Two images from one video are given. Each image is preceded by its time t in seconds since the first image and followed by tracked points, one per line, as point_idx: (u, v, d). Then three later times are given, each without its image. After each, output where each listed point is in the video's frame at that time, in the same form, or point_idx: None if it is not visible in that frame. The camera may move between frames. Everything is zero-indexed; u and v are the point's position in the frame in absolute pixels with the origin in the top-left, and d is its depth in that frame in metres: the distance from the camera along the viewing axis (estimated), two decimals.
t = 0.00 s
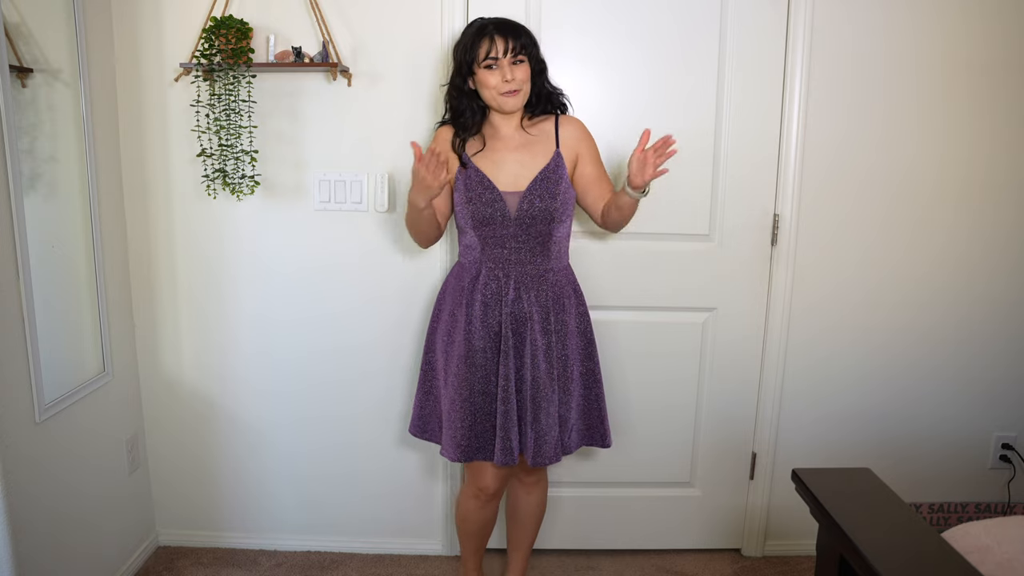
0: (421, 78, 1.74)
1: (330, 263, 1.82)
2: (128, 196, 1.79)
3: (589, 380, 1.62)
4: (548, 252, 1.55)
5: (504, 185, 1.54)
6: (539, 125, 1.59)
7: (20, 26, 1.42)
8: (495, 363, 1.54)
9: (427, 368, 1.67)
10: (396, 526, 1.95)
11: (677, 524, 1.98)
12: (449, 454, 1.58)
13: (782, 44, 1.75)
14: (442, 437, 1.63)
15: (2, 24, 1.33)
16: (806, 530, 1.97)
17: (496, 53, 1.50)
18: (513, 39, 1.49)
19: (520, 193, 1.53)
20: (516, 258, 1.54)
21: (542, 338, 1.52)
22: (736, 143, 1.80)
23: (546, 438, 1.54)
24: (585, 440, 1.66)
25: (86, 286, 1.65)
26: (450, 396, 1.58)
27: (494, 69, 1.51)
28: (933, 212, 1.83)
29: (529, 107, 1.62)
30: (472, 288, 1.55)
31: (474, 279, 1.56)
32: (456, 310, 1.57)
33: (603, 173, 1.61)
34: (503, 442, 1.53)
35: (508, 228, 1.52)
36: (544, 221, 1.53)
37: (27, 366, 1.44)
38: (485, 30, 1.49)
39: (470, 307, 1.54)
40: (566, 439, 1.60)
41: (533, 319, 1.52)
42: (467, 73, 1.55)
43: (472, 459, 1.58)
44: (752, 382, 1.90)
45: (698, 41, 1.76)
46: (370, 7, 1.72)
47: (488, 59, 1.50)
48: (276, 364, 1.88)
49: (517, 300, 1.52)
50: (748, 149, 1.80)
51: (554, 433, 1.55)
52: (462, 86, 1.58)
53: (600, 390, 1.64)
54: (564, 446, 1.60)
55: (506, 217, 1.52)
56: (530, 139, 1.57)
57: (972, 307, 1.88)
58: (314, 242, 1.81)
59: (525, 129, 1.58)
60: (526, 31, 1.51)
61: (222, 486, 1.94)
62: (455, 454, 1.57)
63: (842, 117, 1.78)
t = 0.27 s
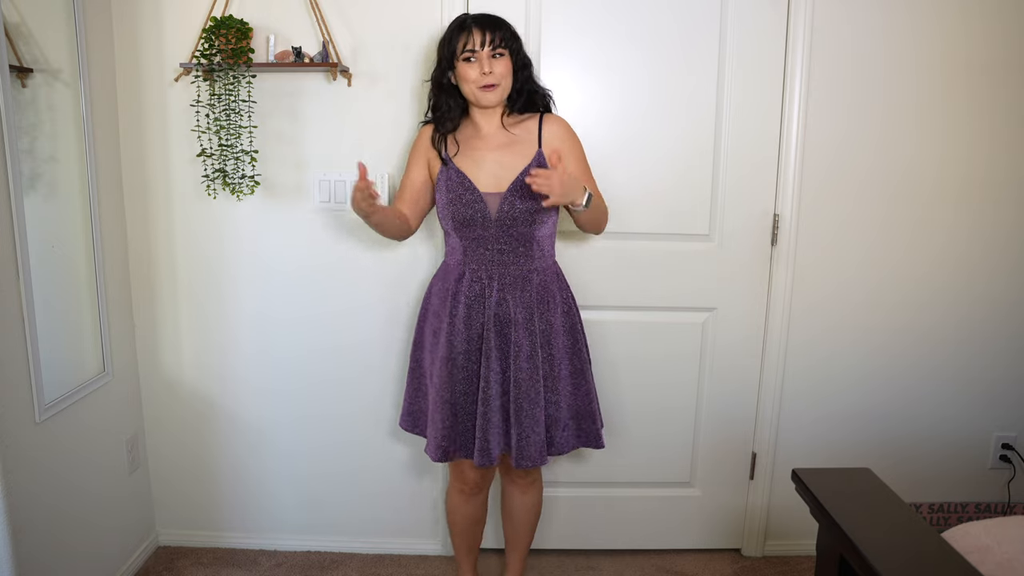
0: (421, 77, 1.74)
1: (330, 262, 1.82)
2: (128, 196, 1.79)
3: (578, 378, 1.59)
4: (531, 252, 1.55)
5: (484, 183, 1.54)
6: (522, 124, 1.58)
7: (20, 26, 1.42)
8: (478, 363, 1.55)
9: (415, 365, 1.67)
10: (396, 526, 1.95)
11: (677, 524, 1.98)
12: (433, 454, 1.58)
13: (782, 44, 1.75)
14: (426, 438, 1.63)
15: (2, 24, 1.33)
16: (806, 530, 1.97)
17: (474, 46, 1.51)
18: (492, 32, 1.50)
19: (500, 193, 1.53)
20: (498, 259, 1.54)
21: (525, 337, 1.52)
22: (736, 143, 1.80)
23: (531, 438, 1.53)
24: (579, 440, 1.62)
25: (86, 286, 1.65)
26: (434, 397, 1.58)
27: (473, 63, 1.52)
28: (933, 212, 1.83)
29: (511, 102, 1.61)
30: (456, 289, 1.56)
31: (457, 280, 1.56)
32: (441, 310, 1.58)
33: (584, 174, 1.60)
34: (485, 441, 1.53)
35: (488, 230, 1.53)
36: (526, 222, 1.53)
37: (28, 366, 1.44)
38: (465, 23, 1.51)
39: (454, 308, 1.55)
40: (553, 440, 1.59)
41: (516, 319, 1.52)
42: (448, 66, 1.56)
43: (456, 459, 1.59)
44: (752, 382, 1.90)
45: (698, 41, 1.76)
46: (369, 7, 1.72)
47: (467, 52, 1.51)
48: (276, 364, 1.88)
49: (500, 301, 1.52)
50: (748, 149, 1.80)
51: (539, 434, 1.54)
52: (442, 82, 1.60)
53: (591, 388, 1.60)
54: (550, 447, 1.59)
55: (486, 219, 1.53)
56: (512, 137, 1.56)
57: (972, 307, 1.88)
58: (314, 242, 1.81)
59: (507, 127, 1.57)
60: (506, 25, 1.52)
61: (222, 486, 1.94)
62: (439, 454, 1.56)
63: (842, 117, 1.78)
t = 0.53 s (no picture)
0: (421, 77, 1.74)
1: (331, 262, 1.82)
2: (128, 196, 1.79)
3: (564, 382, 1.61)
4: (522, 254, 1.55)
5: (474, 189, 1.55)
6: (511, 128, 1.58)
7: (20, 26, 1.42)
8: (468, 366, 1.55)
9: (398, 366, 1.67)
10: (396, 526, 1.95)
11: (677, 524, 1.98)
12: (425, 454, 1.59)
13: (782, 43, 1.75)
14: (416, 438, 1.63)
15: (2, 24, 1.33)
16: (806, 530, 1.97)
17: (459, 54, 1.50)
18: (477, 38, 1.50)
19: (490, 198, 1.54)
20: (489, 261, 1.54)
21: (516, 340, 1.52)
22: (736, 143, 1.79)
23: (523, 442, 1.53)
24: (563, 446, 1.65)
25: (86, 286, 1.65)
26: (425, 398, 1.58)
27: (458, 71, 1.51)
28: (933, 212, 1.83)
29: (499, 107, 1.62)
30: (446, 290, 1.55)
31: (448, 281, 1.56)
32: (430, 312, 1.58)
33: (573, 178, 1.61)
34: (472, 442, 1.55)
35: (480, 234, 1.54)
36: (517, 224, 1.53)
37: (28, 366, 1.44)
38: (449, 31, 1.50)
39: (445, 309, 1.54)
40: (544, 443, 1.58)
41: (507, 321, 1.52)
42: (434, 73, 1.56)
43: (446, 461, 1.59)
44: (752, 382, 1.90)
45: (698, 41, 1.76)
46: (369, 7, 1.72)
47: (452, 60, 1.51)
48: (276, 364, 1.88)
49: (491, 303, 1.52)
50: (748, 148, 1.80)
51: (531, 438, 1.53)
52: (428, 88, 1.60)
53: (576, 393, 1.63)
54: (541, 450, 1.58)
55: (477, 223, 1.53)
56: (501, 142, 1.56)
57: (972, 307, 1.88)
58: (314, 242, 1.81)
59: (495, 132, 1.58)
60: (491, 30, 1.51)
61: (222, 486, 1.94)
62: (431, 455, 1.57)
63: (842, 117, 1.78)
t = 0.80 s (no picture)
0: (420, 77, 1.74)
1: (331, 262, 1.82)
2: (128, 196, 1.79)
3: (562, 381, 1.61)
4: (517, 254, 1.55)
5: (470, 187, 1.55)
6: (509, 127, 1.58)
7: (20, 26, 1.42)
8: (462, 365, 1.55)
9: (391, 366, 1.66)
10: (396, 526, 1.95)
11: (677, 524, 1.98)
12: (420, 454, 1.59)
13: (782, 44, 1.75)
14: (411, 437, 1.63)
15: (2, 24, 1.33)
16: (806, 530, 1.97)
17: (456, 52, 1.51)
18: (474, 36, 1.50)
19: (487, 195, 1.54)
20: (484, 261, 1.54)
21: (510, 340, 1.52)
22: (736, 143, 1.80)
23: (516, 442, 1.53)
24: (558, 444, 1.64)
25: (86, 286, 1.65)
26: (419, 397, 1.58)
27: (455, 69, 1.52)
28: (934, 212, 1.83)
29: (496, 106, 1.61)
30: (441, 289, 1.55)
31: (443, 281, 1.56)
32: (425, 311, 1.58)
33: (570, 178, 1.61)
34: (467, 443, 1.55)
35: (475, 232, 1.54)
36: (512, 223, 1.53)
37: (28, 366, 1.44)
38: (447, 29, 1.51)
39: (440, 308, 1.54)
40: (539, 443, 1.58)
41: (501, 321, 1.52)
42: (432, 71, 1.57)
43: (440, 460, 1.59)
44: (752, 382, 1.90)
45: (698, 41, 1.76)
46: (369, 7, 1.72)
47: (449, 58, 1.51)
48: (276, 363, 1.88)
49: (485, 302, 1.52)
50: (748, 149, 1.80)
51: (523, 438, 1.54)
52: (426, 86, 1.61)
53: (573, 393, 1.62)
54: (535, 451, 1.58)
55: (473, 221, 1.53)
56: (498, 140, 1.57)
57: (972, 307, 1.88)
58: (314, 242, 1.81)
59: (493, 130, 1.58)
60: (488, 29, 1.51)
61: (222, 485, 1.94)
62: (425, 454, 1.57)
63: (842, 117, 1.78)
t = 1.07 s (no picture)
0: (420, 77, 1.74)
1: (331, 262, 1.82)
2: (128, 196, 1.79)
3: (560, 384, 1.61)
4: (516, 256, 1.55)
5: (469, 187, 1.54)
6: (507, 127, 1.58)
7: (20, 26, 1.42)
8: (460, 366, 1.55)
9: (393, 367, 1.66)
10: (396, 526, 1.95)
11: (677, 524, 1.98)
12: (417, 456, 1.59)
13: (782, 44, 1.75)
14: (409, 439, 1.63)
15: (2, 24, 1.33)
16: (806, 530, 1.97)
17: (455, 48, 1.51)
18: (473, 33, 1.50)
19: (486, 197, 1.53)
20: (483, 262, 1.54)
21: (509, 341, 1.52)
22: (736, 144, 1.80)
23: (514, 443, 1.53)
24: (558, 448, 1.65)
25: (86, 286, 1.65)
26: (417, 399, 1.58)
27: (454, 65, 1.52)
28: (934, 212, 1.83)
29: (494, 105, 1.60)
30: (439, 290, 1.55)
31: (441, 282, 1.56)
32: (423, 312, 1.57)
33: (569, 179, 1.61)
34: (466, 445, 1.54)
35: (474, 233, 1.53)
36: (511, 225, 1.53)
37: (27, 366, 1.44)
38: (447, 26, 1.52)
39: (438, 310, 1.54)
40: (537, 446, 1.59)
41: (500, 322, 1.52)
42: (432, 69, 1.57)
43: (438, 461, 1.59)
44: (752, 382, 1.90)
45: (698, 41, 1.76)
46: (369, 7, 1.72)
47: (448, 54, 1.51)
48: (276, 363, 1.88)
49: (484, 304, 1.52)
50: (749, 149, 1.80)
51: (520, 439, 1.54)
52: (426, 85, 1.61)
53: (571, 395, 1.63)
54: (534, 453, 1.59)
55: (472, 223, 1.53)
56: (497, 141, 1.57)
57: (973, 307, 1.88)
58: (314, 241, 1.81)
59: (491, 131, 1.58)
60: (487, 27, 1.52)
61: (222, 485, 1.94)
62: (423, 456, 1.57)
63: (842, 117, 1.78)
